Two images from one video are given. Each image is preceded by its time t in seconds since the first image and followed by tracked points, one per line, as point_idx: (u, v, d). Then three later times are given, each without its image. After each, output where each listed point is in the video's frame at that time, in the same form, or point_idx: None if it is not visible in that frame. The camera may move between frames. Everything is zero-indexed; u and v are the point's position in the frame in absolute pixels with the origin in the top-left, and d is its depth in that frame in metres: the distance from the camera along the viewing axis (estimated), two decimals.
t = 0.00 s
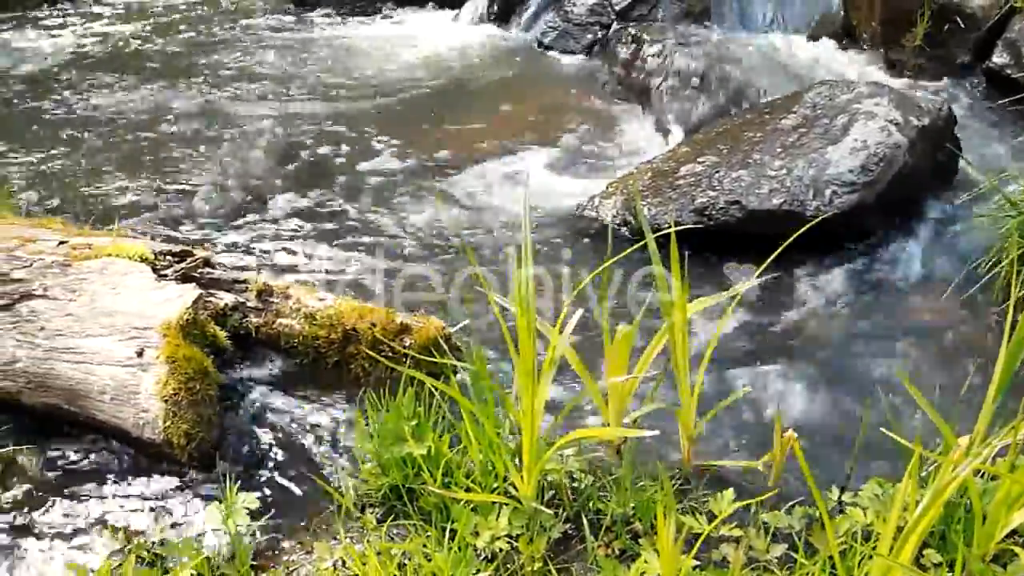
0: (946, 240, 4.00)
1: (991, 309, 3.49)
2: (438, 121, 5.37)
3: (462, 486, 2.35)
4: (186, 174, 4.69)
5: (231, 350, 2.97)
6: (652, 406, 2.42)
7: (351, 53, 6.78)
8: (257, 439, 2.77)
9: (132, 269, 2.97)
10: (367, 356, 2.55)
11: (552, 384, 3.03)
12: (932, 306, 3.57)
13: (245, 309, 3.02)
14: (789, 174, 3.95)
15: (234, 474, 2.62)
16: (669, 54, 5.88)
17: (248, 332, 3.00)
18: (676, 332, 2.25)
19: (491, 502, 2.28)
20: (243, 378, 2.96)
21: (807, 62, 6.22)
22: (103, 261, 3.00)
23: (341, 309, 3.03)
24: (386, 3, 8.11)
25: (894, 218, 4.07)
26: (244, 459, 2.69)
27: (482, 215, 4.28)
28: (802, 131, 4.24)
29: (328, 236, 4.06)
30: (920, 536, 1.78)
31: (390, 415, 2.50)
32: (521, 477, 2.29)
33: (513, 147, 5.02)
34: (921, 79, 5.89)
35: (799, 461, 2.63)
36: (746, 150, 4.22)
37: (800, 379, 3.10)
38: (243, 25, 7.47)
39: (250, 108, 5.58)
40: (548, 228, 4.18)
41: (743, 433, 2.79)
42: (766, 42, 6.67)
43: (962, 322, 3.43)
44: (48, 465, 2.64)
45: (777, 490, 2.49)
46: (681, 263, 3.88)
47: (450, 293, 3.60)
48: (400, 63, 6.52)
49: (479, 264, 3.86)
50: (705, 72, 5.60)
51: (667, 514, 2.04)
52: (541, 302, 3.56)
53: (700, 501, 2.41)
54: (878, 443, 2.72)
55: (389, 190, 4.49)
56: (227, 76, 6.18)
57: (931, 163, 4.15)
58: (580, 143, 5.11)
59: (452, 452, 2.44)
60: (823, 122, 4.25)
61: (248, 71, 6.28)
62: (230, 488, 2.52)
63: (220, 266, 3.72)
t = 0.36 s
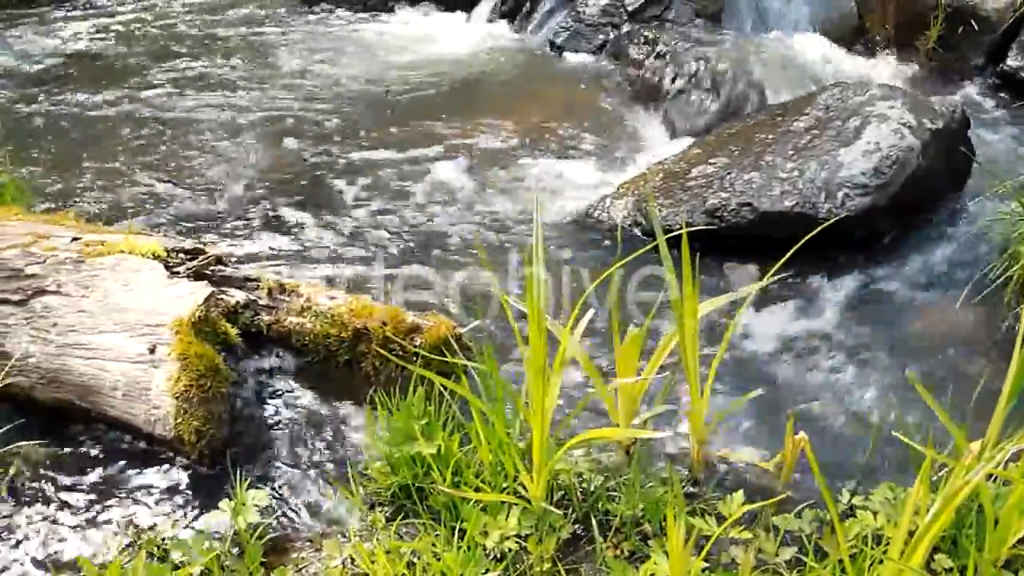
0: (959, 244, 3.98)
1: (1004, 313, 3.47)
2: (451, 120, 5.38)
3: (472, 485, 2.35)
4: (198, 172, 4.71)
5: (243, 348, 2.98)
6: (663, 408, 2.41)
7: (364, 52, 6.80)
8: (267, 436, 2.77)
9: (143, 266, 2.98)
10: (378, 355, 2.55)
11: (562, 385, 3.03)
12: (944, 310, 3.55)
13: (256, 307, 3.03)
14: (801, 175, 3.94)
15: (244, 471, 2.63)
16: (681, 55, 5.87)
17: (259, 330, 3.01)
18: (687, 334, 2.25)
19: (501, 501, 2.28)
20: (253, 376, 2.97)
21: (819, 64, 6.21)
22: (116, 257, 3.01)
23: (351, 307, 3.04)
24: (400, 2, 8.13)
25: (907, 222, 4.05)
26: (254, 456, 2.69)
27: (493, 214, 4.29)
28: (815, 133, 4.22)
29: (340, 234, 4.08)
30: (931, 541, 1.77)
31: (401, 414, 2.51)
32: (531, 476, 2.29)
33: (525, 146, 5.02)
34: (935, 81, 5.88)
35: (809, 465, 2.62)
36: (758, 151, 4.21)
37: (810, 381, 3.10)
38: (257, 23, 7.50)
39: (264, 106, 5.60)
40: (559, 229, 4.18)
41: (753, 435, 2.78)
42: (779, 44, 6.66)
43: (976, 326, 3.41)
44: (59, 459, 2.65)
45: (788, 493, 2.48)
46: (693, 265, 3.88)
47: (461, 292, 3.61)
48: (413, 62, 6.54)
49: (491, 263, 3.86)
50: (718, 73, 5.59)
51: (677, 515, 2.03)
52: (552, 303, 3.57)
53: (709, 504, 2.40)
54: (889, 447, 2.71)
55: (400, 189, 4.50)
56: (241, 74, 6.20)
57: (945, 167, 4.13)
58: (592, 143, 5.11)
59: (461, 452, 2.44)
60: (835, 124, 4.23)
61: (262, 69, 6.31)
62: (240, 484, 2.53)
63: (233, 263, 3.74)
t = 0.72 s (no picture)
0: (972, 248, 3.96)
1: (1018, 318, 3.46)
2: (463, 120, 5.39)
3: (483, 485, 2.35)
4: (211, 170, 4.72)
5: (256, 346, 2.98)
6: (675, 409, 2.41)
7: (377, 50, 6.82)
8: (278, 434, 2.78)
9: (158, 263, 2.98)
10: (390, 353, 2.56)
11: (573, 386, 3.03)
12: (957, 313, 3.54)
13: (269, 305, 3.02)
14: (815, 178, 3.93)
15: (255, 468, 2.64)
16: (695, 55, 5.85)
17: (272, 329, 3.00)
18: (700, 336, 2.24)
19: (511, 501, 2.28)
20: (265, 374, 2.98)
21: (833, 66, 6.20)
22: (130, 254, 3.01)
23: (364, 306, 3.05)
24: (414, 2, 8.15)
25: (920, 225, 4.04)
26: (265, 454, 2.70)
27: (504, 214, 4.29)
28: (828, 136, 4.21)
29: (352, 233, 4.08)
30: (944, 546, 1.76)
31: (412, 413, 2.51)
32: (541, 477, 2.29)
33: (537, 147, 5.02)
34: (949, 84, 5.86)
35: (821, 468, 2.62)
36: (771, 153, 4.20)
37: (822, 384, 3.09)
38: (271, 22, 7.53)
39: (276, 104, 5.62)
40: (570, 229, 4.18)
41: (764, 438, 2.77)
42: (793, 45, 6.65)
43: (989, 330, 3.40)
44: (73, 455, 2.67)
45: (799, 497, 2.48)
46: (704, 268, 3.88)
47: (472, 292, 3.61)
48: (426, 61, 6.55)
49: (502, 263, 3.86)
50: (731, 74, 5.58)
51: (688, 517, 2.03)
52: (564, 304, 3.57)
53: (719, 506, 2.40)
54: (901, 451, 2.70)
55: (412, 189, 4.51)
56: (256, 72, 6.24)
57: (958, 170, 4.11)
58: (604, 144, 5.11)
59: (472, 451, 2.44)
60: (849, 126, 4.22)
61: (276, 67, 6.33)
62: (251, 482, 2.54)
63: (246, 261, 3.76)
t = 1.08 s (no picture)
0: (986, 252, 3.94)
1: None
2: (475, 120, 5.39)
3: (493, 485, 2.35)
4: (223, 168, 4.73)
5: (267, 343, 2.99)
6: (686, 411, 2.40)
7: (391, 50, 6.83)
8: (288, 432, 2.79)
9: (172, 260, 2.99)
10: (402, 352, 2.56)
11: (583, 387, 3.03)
12: (970, 317, 3.52)
13: (281, 303, 3.03)
14: (828, 180, 3.91)
15: (266, 466, 2.65)
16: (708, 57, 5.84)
17: (283, 326, 3.01)
18: (711, 337, 2.23)
19: (522, 501, 2.28)
20: (276, 372, 2.99)
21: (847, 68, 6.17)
22: (142, 251, 3.02)
23: (375, 305, 3.05)
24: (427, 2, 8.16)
25: (933, 229, 4.02)
26: (276, 452, 2.71)
27: (516, 214, 4.29)
28: (842, 138, 4.19)
29: (363, 232, 4.09)
30: (957, 551, 1.75)
31: (423, 411, 2.51)
32: (552, 477, 2.29)
33: (549, 147, 5.02)
34: (965, 87, 5.83)
35: (832, 472, 2.61)
36: (784, 155, 4.18)
37: (833, 388, 3.08)
38: (284, 21, 7.54)
39: (290, 102, 5.63)
40: (582, 230, 4.18)
41: (775, 440, 2.77)
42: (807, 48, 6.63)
43: (1003, 335, 3.38)
44: (85, 450, 2.69)
45: (810, 500, 2.47)
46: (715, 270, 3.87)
47: (483, 292, 3.61)
48: (441, 61, 6.56)
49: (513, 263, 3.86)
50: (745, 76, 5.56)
51: (698, 519, 2.02)
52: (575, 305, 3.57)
53: (730, 508, 2.39)
54: (913, 455, 2.69)
55: (424, 188, 4.51)
56: (271, 70, 6.26)
57: (973, 174, 4.09)
58: (616, 145, 5.10)
59: (483, 451, 2.44)
60: (863, 129, 4.20)
61: (290, 65, 6.35)
62: (262, 480, 2.54)
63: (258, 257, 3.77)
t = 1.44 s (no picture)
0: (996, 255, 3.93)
1: None
2: (484, 120, 5.39)
3: (501, 485, 2.36)
4: (233, 167, 4.74)
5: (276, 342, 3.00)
6: (694, 412, 2.40)
7: (400, 49, 6.83)
8: (297, 431, 2.80)
9: (182, 258, 3.00)
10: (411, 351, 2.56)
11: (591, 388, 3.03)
12: (980, 321, 3.51)
13: (290, 301, 3.04)
14: (838, 182, 3.90)
15: (274, 464, 2.65)
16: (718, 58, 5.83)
17: (291, 324, 3.02)
18: (719, 339, 2.23)
19: (529, 501, 2.28)
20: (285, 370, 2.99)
21: (858, 70, 6.16)
22: (152, 249, 3.03)
23: (384, 304, 3.05)
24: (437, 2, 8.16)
25: (944, 232, 4.00)
26: (284, 450, 2.72)
27: (524, 215, 4.29)
28: (852, 140, 4.18)
29: (372, 231, 4.09)
30: (966, 555, 1.74)
31: (431, 411, 2.51)
32: (560, 477, 2.29)
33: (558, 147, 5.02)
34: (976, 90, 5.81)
35: (841, 475, 2.60)
36: (794, 157, 4.17)
37: (842, 390, 3.07)
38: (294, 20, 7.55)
39: (298, 101, 5.64)
40: (590, 231, 4.18)
41: (783, 443, 2.76)
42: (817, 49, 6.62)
43: (1012, 338, 3.36)
44: (95, 447, 2.69)
45: (818, 503, 2.46)
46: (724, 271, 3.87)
47: (491, 291, 3.61)
48: (450, 61, 6.56)
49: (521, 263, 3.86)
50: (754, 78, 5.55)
51: (706, 520, 2.02)
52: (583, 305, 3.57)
53: (738, 510, 2.39)
54: (922, 458, 2.68)
55: (432, 188, 4.52)
56: (280, 69, 6.27)
57: (983, 177, 4.08)
58: (625, 145, 5.10)
59: (490, 450, 2.44)
60: (873, 131, 4.18)
61: (299, 65, 6.35)
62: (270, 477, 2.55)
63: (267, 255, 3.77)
